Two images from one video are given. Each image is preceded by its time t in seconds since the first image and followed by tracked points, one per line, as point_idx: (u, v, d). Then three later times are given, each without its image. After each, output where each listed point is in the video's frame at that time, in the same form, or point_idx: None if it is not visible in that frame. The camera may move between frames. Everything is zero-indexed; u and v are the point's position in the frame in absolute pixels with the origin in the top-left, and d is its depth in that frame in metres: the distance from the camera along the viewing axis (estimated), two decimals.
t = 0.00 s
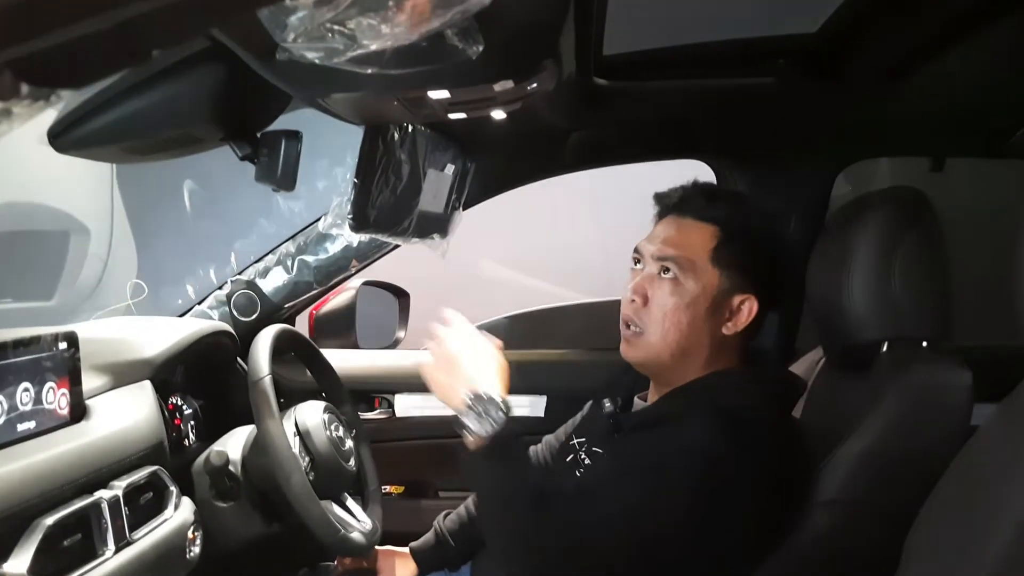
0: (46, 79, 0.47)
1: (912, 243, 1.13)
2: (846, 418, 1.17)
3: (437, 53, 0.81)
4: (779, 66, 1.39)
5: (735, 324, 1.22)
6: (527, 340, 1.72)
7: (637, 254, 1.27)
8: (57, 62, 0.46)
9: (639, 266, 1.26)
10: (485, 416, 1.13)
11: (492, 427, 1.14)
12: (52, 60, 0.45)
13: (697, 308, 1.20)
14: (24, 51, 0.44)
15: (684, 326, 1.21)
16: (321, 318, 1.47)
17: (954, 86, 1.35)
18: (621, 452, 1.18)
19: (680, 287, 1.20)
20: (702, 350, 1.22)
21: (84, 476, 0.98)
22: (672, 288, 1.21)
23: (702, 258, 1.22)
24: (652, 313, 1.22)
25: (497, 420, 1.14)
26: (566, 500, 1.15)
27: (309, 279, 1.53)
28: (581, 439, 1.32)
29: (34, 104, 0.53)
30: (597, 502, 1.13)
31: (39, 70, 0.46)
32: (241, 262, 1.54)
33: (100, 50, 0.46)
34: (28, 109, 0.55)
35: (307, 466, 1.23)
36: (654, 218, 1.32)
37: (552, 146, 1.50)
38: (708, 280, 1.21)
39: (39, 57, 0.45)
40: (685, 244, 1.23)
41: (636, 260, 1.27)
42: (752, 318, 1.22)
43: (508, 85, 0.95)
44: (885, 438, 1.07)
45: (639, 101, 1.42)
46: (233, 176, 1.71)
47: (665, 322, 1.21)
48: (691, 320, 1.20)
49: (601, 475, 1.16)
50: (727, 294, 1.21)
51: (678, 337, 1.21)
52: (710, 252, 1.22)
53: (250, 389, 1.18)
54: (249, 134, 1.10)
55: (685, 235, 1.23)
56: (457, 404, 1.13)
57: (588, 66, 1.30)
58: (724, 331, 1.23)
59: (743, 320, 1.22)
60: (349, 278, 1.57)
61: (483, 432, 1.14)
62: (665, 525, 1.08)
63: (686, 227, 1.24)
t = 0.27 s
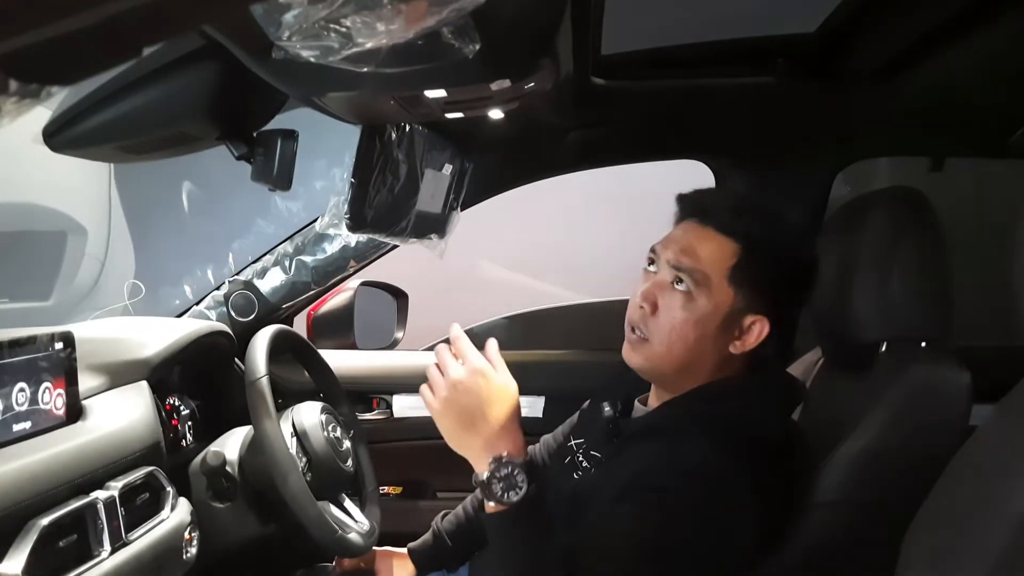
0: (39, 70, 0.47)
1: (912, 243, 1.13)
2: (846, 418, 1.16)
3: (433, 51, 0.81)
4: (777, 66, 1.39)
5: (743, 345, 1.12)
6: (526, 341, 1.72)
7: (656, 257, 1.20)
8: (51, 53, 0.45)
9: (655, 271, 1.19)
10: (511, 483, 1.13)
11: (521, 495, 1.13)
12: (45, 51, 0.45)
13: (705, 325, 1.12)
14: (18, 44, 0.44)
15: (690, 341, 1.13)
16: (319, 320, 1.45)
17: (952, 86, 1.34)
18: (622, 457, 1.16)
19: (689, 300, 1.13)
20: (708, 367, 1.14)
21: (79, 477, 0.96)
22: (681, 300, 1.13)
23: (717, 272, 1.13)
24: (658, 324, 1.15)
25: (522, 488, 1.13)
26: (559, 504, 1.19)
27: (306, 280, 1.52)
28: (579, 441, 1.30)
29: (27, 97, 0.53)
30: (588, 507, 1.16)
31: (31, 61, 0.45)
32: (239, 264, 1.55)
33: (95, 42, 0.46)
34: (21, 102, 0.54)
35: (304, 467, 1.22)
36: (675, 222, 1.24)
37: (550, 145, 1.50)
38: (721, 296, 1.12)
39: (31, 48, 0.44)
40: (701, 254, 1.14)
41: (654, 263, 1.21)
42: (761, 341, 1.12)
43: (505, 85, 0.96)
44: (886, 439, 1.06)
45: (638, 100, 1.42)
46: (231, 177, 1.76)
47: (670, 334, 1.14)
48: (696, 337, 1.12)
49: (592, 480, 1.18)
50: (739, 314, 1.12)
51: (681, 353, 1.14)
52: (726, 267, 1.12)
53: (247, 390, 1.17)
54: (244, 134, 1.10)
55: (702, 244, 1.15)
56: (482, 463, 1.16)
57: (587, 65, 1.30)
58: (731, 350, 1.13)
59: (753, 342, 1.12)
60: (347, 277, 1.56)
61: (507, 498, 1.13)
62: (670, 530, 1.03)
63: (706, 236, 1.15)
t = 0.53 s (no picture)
0: (25, 63, 0.46)
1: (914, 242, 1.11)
2: (847, 419, 1.15)
3: (429, 48, 0.80)
4: (778, 63, 1.38)
5: (739, 352, 1.12)
6: (524, 341, 1.70)
7: (658, 258, 1.19)
8: (36, 45, 0.44)
9: (656, 272, 1.18)
10: (501, 480, 1.13)
11: (511, 493, 1.13)
12: (31, 43, 0.44)
13: (703, 330, 1.10)
14: None
15: (686, 345, 1.11)
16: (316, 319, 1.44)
17: (953, 84, 1.34)
18: (620, 460, 1.15)
19: (689, 304, 1.11)
20: (703, 372, 1.13)
21: (73, 478, 0.94)
22: (681, 303, 1.12)
23: (719, 277, 1.11)
24: (656, 325, 1.14)
25: (513, 486, 1.13)
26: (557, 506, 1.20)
27: (301, 281, 1.51)
28: (576, 444, 1.30)
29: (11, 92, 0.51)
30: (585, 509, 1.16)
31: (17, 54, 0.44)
32: (234, 265, 1.54)
33: (81, 35, 0.44)
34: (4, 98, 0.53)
35: (299, 469, 1.21)
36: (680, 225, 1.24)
37: (549, 144, 1.48)
38: (720, 302, 1.11)
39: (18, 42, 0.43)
40: (704, 257, 1.13)
41: (655, 264, 1.19)
42: (759, 349, 1.12)
43: (501, 82, 0.94)
44: (888, 439, 1.05)
45: (636, 98, 1.41)
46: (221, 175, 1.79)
47: (667, 337, 1.13)
48: (694, 341, 1.11)
49: (588, 481, 1.18)
50: (738, 321, 1.11)
51: (678, 357, 1.12)
52: (728, 273, 1.11)
53: (242, 391, 1.15)
54: (238, 131, 1.08)
55: (705, 247, 1.14)
56: (475, 461, 1.16)
57: (585, 64, 1.29)
58: (727, 357, 1.13)
59: (750, 349, 1.12)
60: (343, 278, 1.55)
61: (498, 496, 1.13)
62: (674, 532, 1.01)
63: (710, 240, 1.14)
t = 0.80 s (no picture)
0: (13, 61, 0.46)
1: (910, 240, 1.11)
2: (844, 418, 1.14)
3: (424, 46, 0.80)
4: (775, 61, 1.38)
5: (735, 351, 1.11)
6: (522, 340, 1.70)
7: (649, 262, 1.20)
8: (22, 43, 0.44)
9: (650, 274, 1.18)
10: (491, 472, 1.15)
11: (502, 485, 1.15)
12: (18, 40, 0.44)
13: (697, 330, 1.10)
14: None
15: (681, 346, 1.11)
16: (313, 318, 1.45)
17: (951, 82, 1.33)
18: (618, 459, 1.14)
19: (683, 305, 1.12)
20: (699, 373, 1.13)
21: (69, 477, 0.94)
22: (675, 304, 1.12)
23: (711, 278, 1.11)
24: (649, 327, 1.14)
25: (504, 478, 1.15)
26: (553, 505, 1.18)
27: (299, 279, 1.51)
28: (575, 444, 1.29)
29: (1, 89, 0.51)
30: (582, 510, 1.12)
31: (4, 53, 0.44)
32: (232, 263, 1.53)
33: (69, 32, 0.45)
34: None
35: (296, 468, 1.21)
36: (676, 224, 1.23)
37: (547, 144, 1.48)
38: (714, 302, 1.10)
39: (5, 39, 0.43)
40: (696, 258, 1.13)
41: (650, 266, 1.20)
42: (755, 348, 1.11)
43: (496, 81, 0.94)
44: (884, 438, 1.05)
45: (633, 97, 1.41)
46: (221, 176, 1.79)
47: (661, 339, 1.13)
48: (688, 342, 1.11)
49: (587, 481, 1.15)
50: (733, 320, 1.10)
51: (672, 358, 1.12)
52: (721, 274, 1.11)
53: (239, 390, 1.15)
54: (234, 129, 1.09)
55: (698, 248, 1.14)
56: (465, 454, 1.16)
57: (581, 62, 1.29)
58: (723, 357, 1.12)
59: (746, 348, 1.10)
60: (341, 277, 1.55)
61: (488, 488, 1.15)
62: (670, 531, 1.01)
63: (703, 240, 1.14)
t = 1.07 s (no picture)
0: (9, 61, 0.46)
1: (908, 239, 1.12)
2: (842, 417, 1.15)
3: (421, 45, 0.81)
4: (775, 60, 1.39)
5: (733, 349, 1.11)
6: (521, 339, 1.70)
7: (647, 259, 1.19)
8: (20, 42, 0.44)
9: (646, 273, 1.18)
10: (490, 471, 1.14)
11: (501, 484, 1.14)
12: (14, 39, 0.44)
13: (694, 329, 1.10)
14: None
15: (679, 345, 1.11)
16: (312, 316, 1.46)
17: (949, 80, 1.33)
18: (618, 458, 1.14)
19: (679, 304, 1.11)
20: (698, 371, 1.13)
21: (68, 476, 0.94)
22: (671, 303, 1.12)
23: (708, 276, 1.11)
24: (646, 326, 1.13)
25: (503, 478, 1.15)
26: (551, 504, 1.20)
27: (298, 278, 1.51)
28: (575, 443, 1.30)
29: None
30: (581, 509, 1.13)
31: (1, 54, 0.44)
32: (230, 262, 1.53)
33: (66, 32, 0.45)
34: None
35: (295, 467, 1.21)
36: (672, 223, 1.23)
37: (545, 143, 1.48)
38: (711, 300, 1.10)
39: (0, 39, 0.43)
40: (693, 257, 1.13)
41: (646, 265, 1.19)
42: (753, 345, 1.11)
43: (494, 80, 0.95)
44: (882, 436, 1.05)
45: (632, 96, 1.41)
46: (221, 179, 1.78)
47: (658, 338, 1.12)
48: (686, 341, 1.11)
49: (585, 480, 1.16)
50: (730, 317, 1.10)
51: (670, 357, 1.12)
52: (717, 273, 1.11)
53: (237, 389, 1.15)
54: (232, 127, 1.09)
55: (694, 247, 1.14)
56: (465, 453, 1.16)
57: (579, 61, 1.29)
58: (721, 355, 1.12)
59: (744, 346, 1.11)
60: (339, 276, 1.55)
61: (488, 488, 1.15)
62: (669, 529, 1.01)
63: (699, 238, 1.14)
